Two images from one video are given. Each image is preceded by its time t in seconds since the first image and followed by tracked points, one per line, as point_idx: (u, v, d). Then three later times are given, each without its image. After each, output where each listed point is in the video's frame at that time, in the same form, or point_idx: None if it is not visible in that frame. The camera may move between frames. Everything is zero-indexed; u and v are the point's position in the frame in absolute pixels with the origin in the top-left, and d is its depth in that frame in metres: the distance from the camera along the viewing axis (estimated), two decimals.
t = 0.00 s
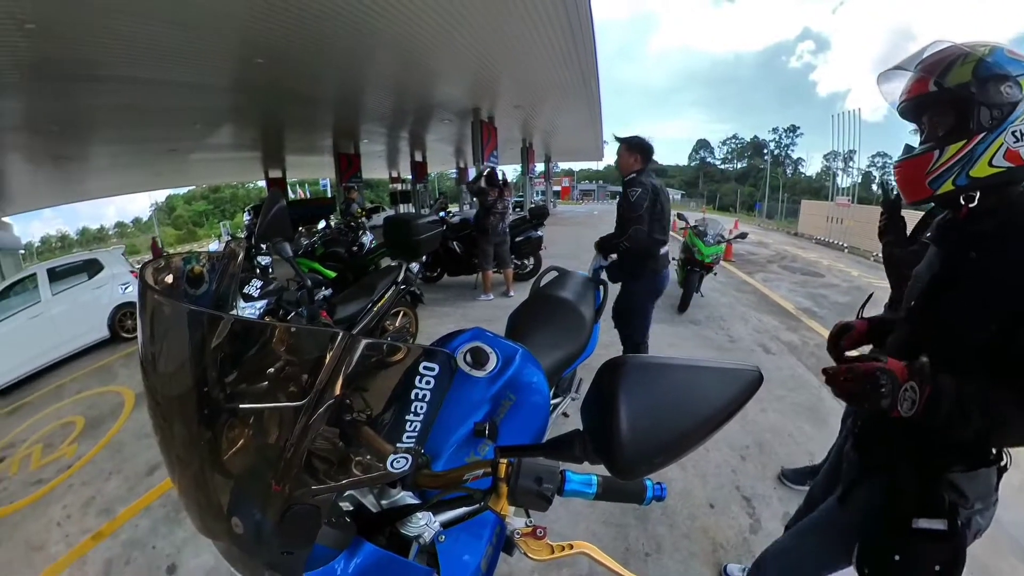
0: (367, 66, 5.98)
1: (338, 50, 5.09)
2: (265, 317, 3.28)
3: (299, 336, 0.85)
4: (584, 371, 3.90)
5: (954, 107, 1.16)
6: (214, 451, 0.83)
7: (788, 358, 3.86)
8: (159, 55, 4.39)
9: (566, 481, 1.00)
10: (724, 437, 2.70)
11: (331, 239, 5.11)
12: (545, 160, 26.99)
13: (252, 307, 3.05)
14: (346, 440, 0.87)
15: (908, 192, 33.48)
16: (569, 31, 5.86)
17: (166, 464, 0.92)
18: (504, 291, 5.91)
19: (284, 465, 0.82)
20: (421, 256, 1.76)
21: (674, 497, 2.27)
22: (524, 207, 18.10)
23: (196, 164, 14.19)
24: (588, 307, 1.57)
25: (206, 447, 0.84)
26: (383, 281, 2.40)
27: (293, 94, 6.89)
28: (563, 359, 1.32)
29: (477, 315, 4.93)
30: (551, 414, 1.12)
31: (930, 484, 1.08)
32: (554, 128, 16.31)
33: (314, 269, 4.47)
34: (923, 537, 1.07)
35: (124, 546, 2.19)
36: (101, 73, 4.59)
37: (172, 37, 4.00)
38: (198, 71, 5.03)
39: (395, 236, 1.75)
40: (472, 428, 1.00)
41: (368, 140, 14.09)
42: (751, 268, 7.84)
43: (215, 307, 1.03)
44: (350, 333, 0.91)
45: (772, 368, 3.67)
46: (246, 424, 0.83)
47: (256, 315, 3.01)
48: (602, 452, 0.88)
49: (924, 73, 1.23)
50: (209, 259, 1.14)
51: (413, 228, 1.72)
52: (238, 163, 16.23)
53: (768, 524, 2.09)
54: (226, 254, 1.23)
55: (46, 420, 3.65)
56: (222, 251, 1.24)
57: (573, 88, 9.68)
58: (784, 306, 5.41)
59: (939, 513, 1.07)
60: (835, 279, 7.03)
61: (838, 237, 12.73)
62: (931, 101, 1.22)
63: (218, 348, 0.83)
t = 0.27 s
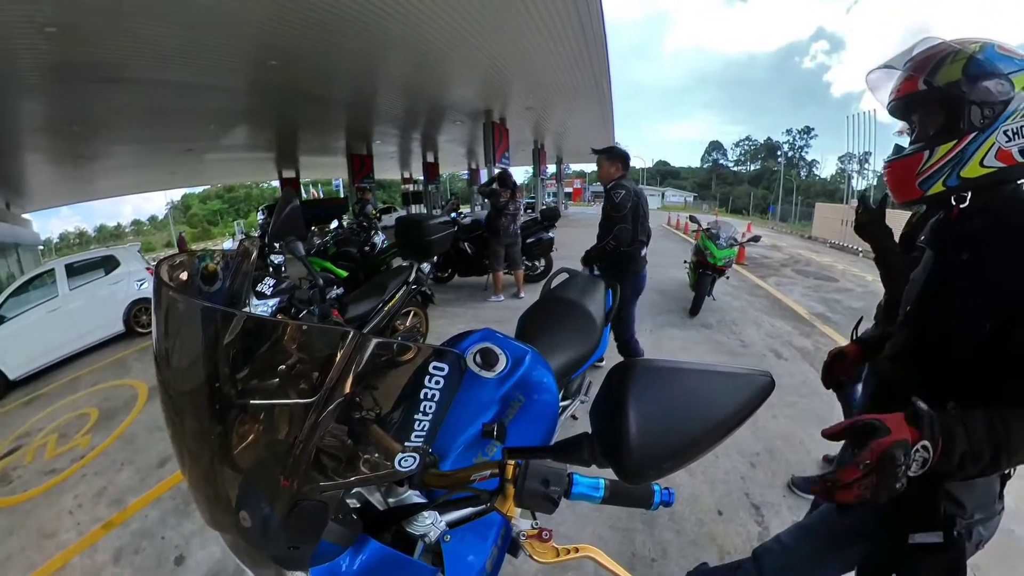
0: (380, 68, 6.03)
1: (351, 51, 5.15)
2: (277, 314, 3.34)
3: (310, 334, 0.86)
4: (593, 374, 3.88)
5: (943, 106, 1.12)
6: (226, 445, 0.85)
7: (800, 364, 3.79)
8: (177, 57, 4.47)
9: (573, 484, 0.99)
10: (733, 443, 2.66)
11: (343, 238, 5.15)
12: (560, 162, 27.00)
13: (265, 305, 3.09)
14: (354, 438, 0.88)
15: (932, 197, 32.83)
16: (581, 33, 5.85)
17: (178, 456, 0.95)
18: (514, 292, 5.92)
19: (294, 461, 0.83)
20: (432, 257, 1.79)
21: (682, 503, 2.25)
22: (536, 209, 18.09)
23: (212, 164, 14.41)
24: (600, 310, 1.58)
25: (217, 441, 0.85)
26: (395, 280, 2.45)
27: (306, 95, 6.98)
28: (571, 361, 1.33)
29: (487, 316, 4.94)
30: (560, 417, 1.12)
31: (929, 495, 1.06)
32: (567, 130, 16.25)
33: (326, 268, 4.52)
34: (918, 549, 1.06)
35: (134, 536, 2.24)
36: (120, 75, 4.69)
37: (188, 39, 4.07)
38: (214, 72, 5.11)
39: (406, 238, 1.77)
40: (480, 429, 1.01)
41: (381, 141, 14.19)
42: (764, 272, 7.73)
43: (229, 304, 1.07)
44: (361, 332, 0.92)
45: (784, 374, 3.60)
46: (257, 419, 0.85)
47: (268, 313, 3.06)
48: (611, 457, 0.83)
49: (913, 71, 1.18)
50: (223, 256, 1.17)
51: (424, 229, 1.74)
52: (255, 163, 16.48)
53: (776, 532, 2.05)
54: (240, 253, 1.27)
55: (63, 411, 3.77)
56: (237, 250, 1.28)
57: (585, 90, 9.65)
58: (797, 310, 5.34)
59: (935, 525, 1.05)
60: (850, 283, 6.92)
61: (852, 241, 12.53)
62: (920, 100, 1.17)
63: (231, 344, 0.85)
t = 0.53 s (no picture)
0: (383, 68, 6.05)
1: (355, 52, 5.16)
2: (281, 313, 3.36)
3: (312, 333, 0.86)
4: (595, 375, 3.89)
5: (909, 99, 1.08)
6: (227, 443, 0.85)
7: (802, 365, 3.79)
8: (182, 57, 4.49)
9: (576, 484, 0.99)
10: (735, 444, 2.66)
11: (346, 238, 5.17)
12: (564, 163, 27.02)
13: (269, 305, 3.11)
14: (357, 438, 0.88)
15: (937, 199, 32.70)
16: (584, 33, 5.86)
17: (180, 454, 0.95)
18: (517, 292, 5.93)
19: (297, 461, 0.83)
20: (434, 257, 1.81)
21: (684, 505, 2.25)
22: (539, 209, 18.14)
23: (215, 164, 14.47)
24: (603, 311, 1.58)
25: (220, 440, 0.86)
26: (397, 281, 2.48)
27: (310, 96, 7.01)
28: (573, 361, 1.33)
29: (489, 316, 4.95)
30: (563, 418, 1.12)
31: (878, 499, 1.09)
32: (571, 130, 16.25)
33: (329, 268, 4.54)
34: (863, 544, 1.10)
35: (137, 533, 2.26)
36: (125, 75, 4.71)
37: (193, 40, 4.09)
38: (219, 73, 5.13)
39: (409, 238, 1.79)
40: (483, 429, 1.01)
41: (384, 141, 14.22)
42: (766, 273, 7.72)
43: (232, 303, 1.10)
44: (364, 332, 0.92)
45: (786, 375, 3.60)
46: (259, 419, 0.85)
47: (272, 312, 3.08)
48: (615, 460, 0.81)
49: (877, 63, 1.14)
50: (226, 255, 1.20)
51: (427, 229, 1.75)
52: (258, 163, 16.54)
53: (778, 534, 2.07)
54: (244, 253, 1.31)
55: (67, 408, 3.80)
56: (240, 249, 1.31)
57: (588, 91, 9.65)
58: (800, 311, 5.33)
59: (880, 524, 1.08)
60: (852, 285, 6.91)
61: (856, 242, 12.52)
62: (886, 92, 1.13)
63: (234, 343, 0.85)
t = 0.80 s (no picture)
0: (385, 69, 6.07)
1: (357, 52, 5.19)
2: (282, 313, 3.37)
3: (314, 333, 0.86)
4: (596, 375, 3.89)
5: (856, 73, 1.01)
6: (228, 442, 0.85)
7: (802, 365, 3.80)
8: (185, 57, 4.51)
9: (577, 485, 0.99)
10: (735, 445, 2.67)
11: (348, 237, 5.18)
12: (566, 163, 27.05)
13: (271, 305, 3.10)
14: (358, 437, 0.88)
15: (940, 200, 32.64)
16: (585, 34, 5.87)
17: (182, 453, 0.95)
18: (518, 293, 5.94)
19: (297, 460, 0.83)
20: (436, 257, 1.82)
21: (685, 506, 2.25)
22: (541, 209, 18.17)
23: (218, 164, 14.50)
24: (603, 310, 1.58)
25: (220, 439, 0.86)
26: (399, 281, 2.49)
27: (312, 96, 7.04)
28: (573, 361, 1.33)
29: (490, 316, 4.96)
30: (563, 419, 1.12)
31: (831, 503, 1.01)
32: (572, 131, 16.27)
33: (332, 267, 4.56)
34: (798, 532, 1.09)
35: (138, 532, 2.27)
36: (128, 75, 4.73)
37: (196, 40, 4.11)
38: (222, 73, 5.16)
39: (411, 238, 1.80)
40: (483, 429, 1.01)
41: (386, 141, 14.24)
42: (768, 273, 7.72)
43: (235, 303, 1.12)
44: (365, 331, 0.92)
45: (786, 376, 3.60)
46: (260, 419, 0.85)
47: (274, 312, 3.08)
48: (615, 459, 0.80)
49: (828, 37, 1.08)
50: (229, 255, 1.21)
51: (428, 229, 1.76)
52: (260, 163, 16.58)
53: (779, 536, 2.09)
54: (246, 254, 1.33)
55: (69, 407, 3.82)
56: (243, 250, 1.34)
57: (590, 91, 9.67)
58: (800, 312, 5.33)
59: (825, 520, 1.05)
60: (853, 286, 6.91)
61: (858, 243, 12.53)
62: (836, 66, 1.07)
63: (235, 343, 0.85)
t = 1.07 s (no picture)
0: (386, 69, 6.07)
1: (358, 53, 5.20)
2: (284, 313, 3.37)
3: (316, 332, 0.87)
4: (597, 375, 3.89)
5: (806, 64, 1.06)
6: (229, 442, 0.85)
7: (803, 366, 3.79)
8: (185, 58, 4.52)
9: (579, 484, 0.98)
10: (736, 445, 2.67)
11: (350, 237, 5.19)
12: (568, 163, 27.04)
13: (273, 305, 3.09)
14: (359, 436, 0.89)
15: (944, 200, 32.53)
16: (586, 34, 5.87)
17: (183, 452, 0.95)
18: (520, 293, 5.95)
19: (298, 460, 0.84)
20: (438, 257, 1.83)
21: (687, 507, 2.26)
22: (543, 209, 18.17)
23: (220, 164, 14.53)
24: (603, 309, 1.58)
25: (221, 439, 0.86)
26: (401, 280, 2.50)
27: (314, 96, 7.05)
28: (573, 362, 1.33)
29: (491, 316, 4.97)
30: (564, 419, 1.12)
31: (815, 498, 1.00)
32: (574, 131, 16.26)
33: (334, 267, 4.57)
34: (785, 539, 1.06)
35: (139, 530, 2.27)
36: (129, 75, 4.74)
37: (197, 40, 4.12)
38: (223, 73, 5.17)
39: (412, 238, 1.80)
40: (484, 430, 1.01)
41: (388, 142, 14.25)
42: (770, 273, 7.71)
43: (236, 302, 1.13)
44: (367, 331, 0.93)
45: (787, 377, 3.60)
46: (262, 418, 0.85)
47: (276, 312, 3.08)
48: (616, 459, 0.80)
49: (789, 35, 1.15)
50: (231, 256, 1.22)
51: (430, 229, 1.76)
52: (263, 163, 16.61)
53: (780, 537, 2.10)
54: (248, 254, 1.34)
55: (72, 405, 3.83)
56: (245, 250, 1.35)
57: (592, 91, 9.66)
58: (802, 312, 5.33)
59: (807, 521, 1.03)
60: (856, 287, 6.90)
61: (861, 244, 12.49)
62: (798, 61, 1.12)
63: (236, 342, 0.85)
